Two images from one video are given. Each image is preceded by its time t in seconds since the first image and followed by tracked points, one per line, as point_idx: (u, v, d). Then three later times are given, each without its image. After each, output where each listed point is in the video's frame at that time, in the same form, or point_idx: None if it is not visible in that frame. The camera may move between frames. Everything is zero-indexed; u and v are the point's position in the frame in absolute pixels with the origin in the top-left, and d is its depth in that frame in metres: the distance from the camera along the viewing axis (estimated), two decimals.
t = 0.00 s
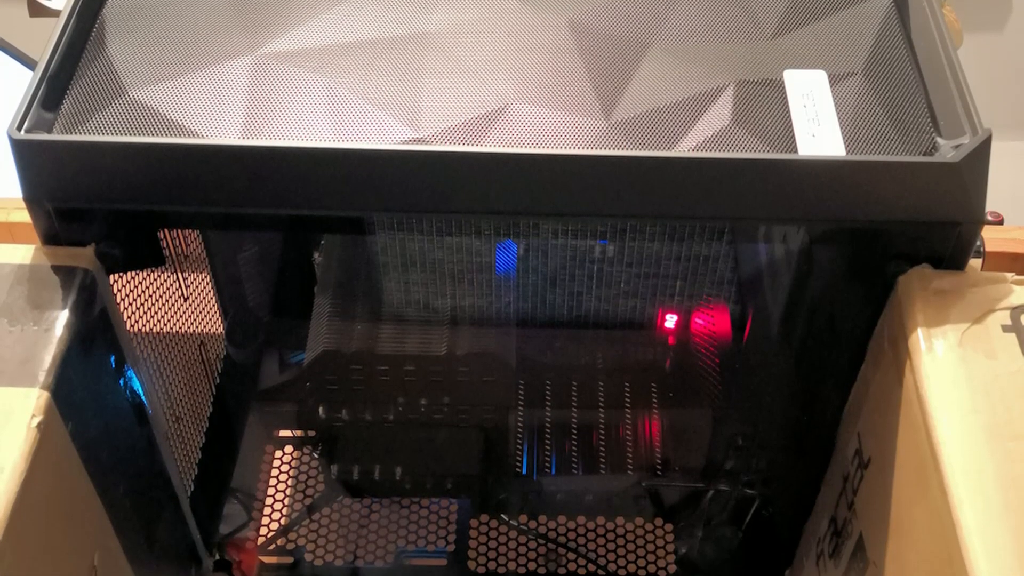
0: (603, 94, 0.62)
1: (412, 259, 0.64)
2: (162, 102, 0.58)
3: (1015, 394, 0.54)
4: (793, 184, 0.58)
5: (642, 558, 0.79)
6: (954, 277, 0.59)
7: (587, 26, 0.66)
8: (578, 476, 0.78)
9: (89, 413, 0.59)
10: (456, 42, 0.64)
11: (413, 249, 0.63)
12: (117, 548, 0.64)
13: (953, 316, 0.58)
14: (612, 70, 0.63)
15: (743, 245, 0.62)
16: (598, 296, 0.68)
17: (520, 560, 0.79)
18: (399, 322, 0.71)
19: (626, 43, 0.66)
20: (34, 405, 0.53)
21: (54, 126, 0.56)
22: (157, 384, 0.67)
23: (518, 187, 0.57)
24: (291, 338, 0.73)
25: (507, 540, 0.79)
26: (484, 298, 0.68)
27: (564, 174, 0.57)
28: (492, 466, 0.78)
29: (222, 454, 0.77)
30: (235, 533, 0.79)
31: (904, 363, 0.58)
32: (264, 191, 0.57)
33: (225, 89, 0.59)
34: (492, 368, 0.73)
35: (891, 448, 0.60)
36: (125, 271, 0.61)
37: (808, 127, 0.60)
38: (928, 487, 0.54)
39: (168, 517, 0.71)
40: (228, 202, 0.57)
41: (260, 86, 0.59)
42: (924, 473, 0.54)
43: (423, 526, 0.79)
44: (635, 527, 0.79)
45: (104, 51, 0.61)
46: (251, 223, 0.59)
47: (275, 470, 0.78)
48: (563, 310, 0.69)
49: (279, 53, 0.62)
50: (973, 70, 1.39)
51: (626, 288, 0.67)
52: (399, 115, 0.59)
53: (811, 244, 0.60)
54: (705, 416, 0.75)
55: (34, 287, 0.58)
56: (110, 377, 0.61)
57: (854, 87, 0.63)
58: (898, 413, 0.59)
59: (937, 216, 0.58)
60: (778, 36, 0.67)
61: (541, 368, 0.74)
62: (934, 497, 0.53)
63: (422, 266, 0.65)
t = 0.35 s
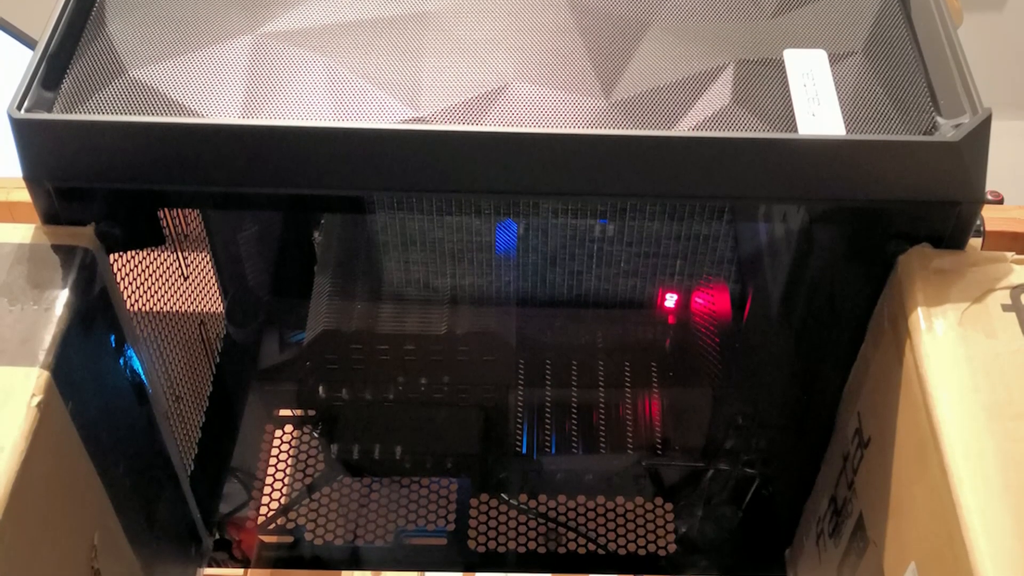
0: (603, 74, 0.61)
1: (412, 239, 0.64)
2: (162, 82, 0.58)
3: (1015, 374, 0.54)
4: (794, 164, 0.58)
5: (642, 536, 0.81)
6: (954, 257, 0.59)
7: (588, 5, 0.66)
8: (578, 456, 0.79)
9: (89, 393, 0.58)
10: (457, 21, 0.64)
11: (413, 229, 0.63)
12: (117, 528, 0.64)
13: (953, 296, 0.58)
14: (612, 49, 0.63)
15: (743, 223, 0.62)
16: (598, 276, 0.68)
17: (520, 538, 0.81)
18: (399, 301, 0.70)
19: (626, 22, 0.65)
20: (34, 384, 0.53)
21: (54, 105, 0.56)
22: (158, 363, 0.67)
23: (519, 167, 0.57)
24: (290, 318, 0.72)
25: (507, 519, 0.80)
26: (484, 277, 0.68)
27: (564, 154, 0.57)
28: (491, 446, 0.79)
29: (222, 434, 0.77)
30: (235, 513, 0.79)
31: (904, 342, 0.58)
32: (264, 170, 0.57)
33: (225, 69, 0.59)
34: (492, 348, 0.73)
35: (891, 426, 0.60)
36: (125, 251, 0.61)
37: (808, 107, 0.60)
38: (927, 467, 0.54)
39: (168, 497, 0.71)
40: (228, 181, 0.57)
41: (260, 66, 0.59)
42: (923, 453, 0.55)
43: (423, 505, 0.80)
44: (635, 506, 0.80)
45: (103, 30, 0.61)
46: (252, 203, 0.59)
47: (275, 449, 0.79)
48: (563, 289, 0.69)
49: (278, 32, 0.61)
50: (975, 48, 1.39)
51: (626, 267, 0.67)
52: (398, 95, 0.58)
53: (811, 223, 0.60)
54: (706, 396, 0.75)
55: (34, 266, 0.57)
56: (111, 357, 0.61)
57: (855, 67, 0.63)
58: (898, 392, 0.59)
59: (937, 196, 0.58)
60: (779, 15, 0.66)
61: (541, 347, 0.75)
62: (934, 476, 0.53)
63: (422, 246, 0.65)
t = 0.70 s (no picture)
0: (604, 53, 0.61)
1: (412, 219, 0.64)
2: (162, 60, 0.57)
3: (1014, 353, 0.54)
4: (794, 143, 0.57)
5: (642, 516, 0.81)
6: (954, 236, 0.59)
7: None
8: (578, 435, 0.80)
9: (89, 372, 0.58)
10: None
11: (413, 208, 0.63)
12: (116, 506, 0.63)
13: (953, 275, 0.57)
14: (612, 28, 0.63)
15: (743, 203, 0.62)
16: (598, 254, 0.68)
17: (520, 518, 0.81)
18: (399, 281, 0.70)
19: (626, 1, 0.65)
20: (34, 363, 0.52)
21: (54, 85, 0.56)
22: (158, 342, 0.67)
23: (518, 146, 0.57)
24: (290, 297, 0.72)
25: (507, 499, 0.81)
26: (484, 256, 0.68)
27: (564, 133, 0.57)
28: (492, 425, 0.80)
29: (222, 413, 0.77)
30: (235, 492, 0.79)
31: (904, 321, 0.58)
32: (263, 149, 0.57)
33: (225, 48, 0.59)
34: (491, 327, 0.74)
35: (890, 406, 0.60)
36: (125, 230, 0.61)
37: (808, 86, 0.59)
38: (927, 446, 0.53)
39: (168, 476, 0.71)
40: (228, 159, 0.57)
41: (259, 46, 0.59)
42: (923, 434, 0.54)
43: (423, 484, 0.80)
44: (635, 485, 0.81)
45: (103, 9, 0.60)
46: (251, 181, 0.59)
47: (275, 429, 0.79)
48: (563, 268, 0.70)
49: (277, 12, 0.61)
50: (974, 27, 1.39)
51: (626, 247, 0.67)
52: (398, 74, 0.58)
53: (811, 202, 0.60)
54: (706, 375, 0.76)
55: (34, 246, 0.57)
56: (110, 336, 0.61)
57: (855, 46, 0.63)
58: (897, 372, 0.59)
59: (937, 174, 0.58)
60: None
61: (541, 327, 0.75)
62: (934, 456, 0.52)
63: (422, 225, 0.65)
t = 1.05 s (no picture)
0: (603, 33, 0.61)
1: (413, 199, 0.64)
2: (161, 40, 0.57)
3: (1014, 332, 0.54)
4: (795, 122, 0.57)
5: (642, 495, 0.82)
6: (954, 215, 0.59)
7: None
8: (578, 415, 0.80)
9: (89, 351, 0.58)
10: None
11: (413, 187, 0.63)
12: (117, 486, 0.63)
13: (953, 255, 0.57)
14: (612, 9, 0.63)
15: (743, 182, 0.62)
16: (599, 233, 0.68)
17: (520, 497, 0.81)
18: (399, 260, 0.71)
19: None
20: (34, 342, 0.52)
21: (54, 64, 0.56)
22: (158, 322, 0.67)
23: (519, 125, 0.57)
24: (290, 276, 0.72)
25: (507, 478, 0.81)
26: (484, 235, 0.68)
27: (564, 112, 0.57)
28: (492, 405, 0.80)
29: (222, 392, 0.78)
30: (235, 471, 0.80)
31: (904, 300, 0.58)
32: (264, 128, 0.56)
33: (225, 29, 0.59)
34: (491, 307, 0.74)
35: (890, 385, 0.60)
36: (125, 210, 0.61)
37: (808, 65, 0.59)
38: (927, 425, 0.54)
39: (168, 455, 0.71)
40: (228, 138, 0.57)
41: (259, 26, 0.59)
42: (924, 413, 0.54)
43: (423, 464, 0.81)
44: (635, 464, 0.81)
45: None
46: (252, 160, 0.59)
47: (275, 408, 0.79)
48: (563, 246, 0.70)
49: None
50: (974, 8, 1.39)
51: (626, 226, 0.67)
52: (398, 53, 0.58)
53: (811, 180, 0.60)
54: (706, 354, 0.76)
55: (34, 225, 0.57)
56: (110, 315, 0.61)
57: (855, 25, 0.63)
58: (898, 351, 0.59)
59: (937, 153, 0.57)
60: None
61: (541, 306, 0.75)
62: (934, 435, 0.52)
63: (422, 204, 0.65)
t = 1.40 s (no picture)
0: (603, 12, 0.61)
1: (414, 178, 0.64)
2: (161, 19, 0.57)
3: (1014, 311, 0.54)
4: (794, 102, 0.57)
5: (642, 475, 0.82)
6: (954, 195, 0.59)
7: None
8: (578, 394, 0.81)
9: (89, 331, 0.58)
10: None
11: (413, 166, 0.63)
12: (117, 465, 0.63)
13: (953, 235, 0.57)
14: None
15: (743, 161, 0.62)
16: (599, 212, 0.68)
17: (520, 476, 0.82)
18: (399, 240, 0.71)
19: None
20: (34, 323, 0.52)
21: (54, 44, 0.55)
22: (158, 302, 0.67)
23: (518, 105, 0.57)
24: (290, 256, 0.72)
25: (507, 457, 0.82)
26: (484, 214, 0.68)
27: (564, 91, 0.56)
28: (492, 384, 0.80)
29: (222, 371, 0.78)
30: (235, 451, 0.80)
31: (904, 280, 0.58)
32: (263, 107, 0.56)
33: (224, 8, 0.58)
34: (492, 286, 0.74)
35: (890, 364, 0.60)
36: (125, 189, 0.61)
37: (808, 45, 0.59)
38: (927, 404, 0.54)
39: (168, 434, 0.72)
40: (228, 118, 0.56)
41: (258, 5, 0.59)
42: (924, 392, 0.55)
43: (423, 444, 0.81)
44: (635, 444, 0.82)
45: None
46: (252, 140, 0.58)
47: (275, 387, 0.80)
48: (563, 225, 0.70)
49: None
50: None
51: (626, 206, 0.67)
52: (397, 33, 0.58)
53: (810, 160, 0.60)
54: (706, 335, 0.77)
55: (34, 205, 0.57)
56: (111, 295, 0.61)
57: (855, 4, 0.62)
58: (898, 330, 0.59)
59: (937, 133, 0.57)
60: None
61: (541, 285, 0.75)
62: (934, 414, 0.53)
63: (423, 183, 0.65)
